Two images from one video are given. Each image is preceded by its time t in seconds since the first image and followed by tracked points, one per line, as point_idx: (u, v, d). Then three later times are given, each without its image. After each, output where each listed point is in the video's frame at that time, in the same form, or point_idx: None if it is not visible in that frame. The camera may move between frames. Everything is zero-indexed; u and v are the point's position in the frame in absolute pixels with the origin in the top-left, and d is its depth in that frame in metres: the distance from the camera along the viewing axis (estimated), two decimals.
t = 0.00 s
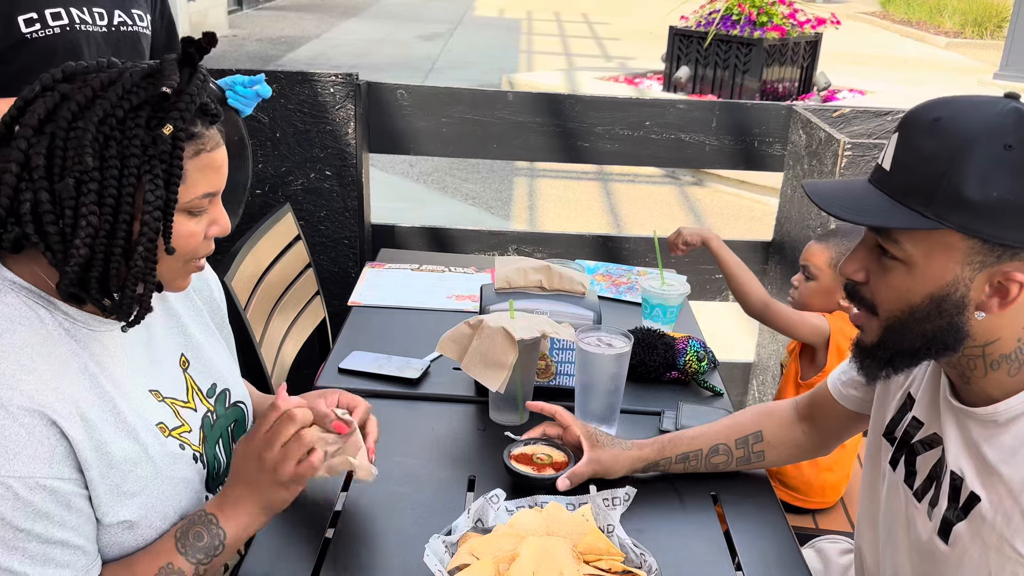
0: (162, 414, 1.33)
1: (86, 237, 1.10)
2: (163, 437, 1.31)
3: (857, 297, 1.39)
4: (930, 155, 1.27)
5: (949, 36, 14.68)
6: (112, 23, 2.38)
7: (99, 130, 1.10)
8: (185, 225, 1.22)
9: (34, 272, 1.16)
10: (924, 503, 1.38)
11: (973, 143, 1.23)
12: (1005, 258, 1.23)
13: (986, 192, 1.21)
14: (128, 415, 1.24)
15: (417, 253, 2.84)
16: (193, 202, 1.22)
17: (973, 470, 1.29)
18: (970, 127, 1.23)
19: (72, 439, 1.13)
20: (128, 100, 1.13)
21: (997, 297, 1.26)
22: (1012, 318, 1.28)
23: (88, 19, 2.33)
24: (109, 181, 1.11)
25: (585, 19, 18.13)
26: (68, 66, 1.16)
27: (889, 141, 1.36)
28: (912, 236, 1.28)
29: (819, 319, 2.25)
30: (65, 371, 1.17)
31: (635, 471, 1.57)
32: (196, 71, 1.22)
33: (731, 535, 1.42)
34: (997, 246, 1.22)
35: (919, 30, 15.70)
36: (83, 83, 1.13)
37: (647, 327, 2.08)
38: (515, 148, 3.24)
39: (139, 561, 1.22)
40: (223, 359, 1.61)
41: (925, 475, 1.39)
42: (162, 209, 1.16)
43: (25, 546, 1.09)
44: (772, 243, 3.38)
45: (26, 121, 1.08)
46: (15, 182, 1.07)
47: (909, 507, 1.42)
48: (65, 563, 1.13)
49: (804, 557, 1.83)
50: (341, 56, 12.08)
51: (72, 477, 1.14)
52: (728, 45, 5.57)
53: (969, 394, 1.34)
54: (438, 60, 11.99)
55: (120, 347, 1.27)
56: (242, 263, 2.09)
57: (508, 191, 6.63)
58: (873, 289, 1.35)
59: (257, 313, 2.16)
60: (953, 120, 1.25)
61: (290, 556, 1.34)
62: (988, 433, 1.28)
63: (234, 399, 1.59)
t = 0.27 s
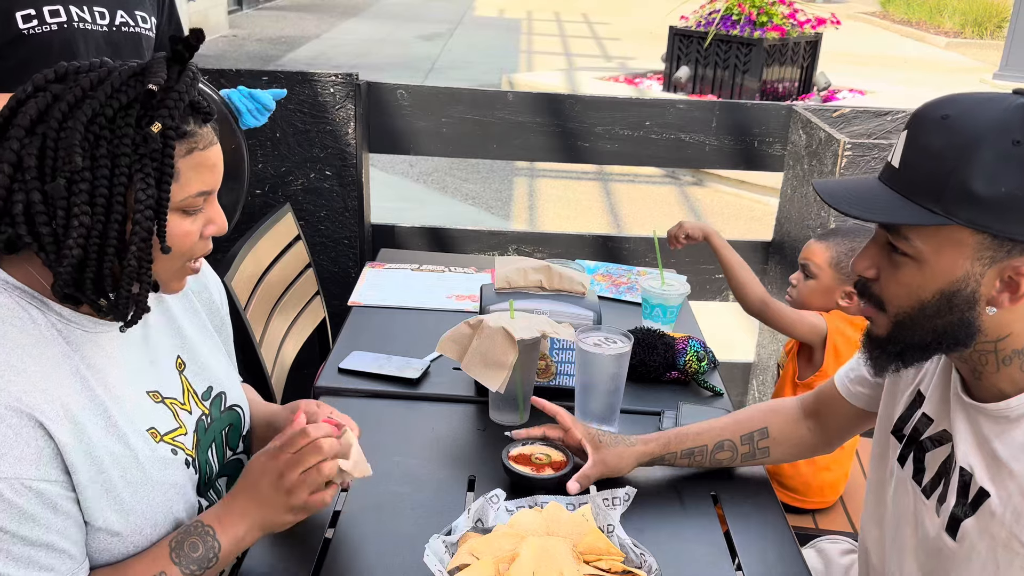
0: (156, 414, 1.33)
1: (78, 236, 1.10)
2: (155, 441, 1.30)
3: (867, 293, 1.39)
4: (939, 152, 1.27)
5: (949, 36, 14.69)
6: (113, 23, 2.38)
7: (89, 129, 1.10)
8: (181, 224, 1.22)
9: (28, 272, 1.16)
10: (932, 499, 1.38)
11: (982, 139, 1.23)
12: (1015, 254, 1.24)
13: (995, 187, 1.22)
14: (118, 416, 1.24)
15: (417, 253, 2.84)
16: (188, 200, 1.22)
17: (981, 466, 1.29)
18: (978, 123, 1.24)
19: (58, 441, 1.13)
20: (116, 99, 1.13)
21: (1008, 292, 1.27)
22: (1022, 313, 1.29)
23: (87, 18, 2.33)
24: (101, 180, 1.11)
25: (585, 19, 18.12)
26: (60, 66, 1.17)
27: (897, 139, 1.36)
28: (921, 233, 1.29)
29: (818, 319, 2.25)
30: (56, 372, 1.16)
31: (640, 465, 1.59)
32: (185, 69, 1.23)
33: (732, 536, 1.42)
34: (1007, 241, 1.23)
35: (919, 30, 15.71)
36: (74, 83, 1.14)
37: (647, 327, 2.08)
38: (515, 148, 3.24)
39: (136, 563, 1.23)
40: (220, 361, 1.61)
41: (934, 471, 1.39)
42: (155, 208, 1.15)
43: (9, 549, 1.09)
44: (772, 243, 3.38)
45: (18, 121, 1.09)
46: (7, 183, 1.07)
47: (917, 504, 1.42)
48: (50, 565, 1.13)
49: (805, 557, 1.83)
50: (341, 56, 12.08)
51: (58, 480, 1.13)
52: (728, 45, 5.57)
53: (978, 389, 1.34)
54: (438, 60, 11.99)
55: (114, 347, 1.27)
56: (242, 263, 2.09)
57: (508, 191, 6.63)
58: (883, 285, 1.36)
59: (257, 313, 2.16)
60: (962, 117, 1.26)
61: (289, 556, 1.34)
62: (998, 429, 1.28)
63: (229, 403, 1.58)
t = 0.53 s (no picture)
0: (155, 417, 1.33)
1: (77, 239, 1.10)
2: (152, 445, 1.30)
3: (883, 292, 1.40)
4: (953, 151, 1.27)
5: (949, 36, 14.69)
6: (114, 22, 2.38)
7: (88, 132, 1.10)
8: (179, 227, 1.22)
9: (26, 274, 1.16)
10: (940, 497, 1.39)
11: (997, 137, 1.22)
12: None
13: (1010, 186, 1.21)
14: (117, 419, 1.24)
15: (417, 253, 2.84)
16: (188, 203, 1.22)
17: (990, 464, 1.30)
18: (992, 122, 1.23)
19: (56, 444, 1.13)
20: (116, 103, 1.13)
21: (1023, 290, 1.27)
22: None
23: (87, 17, 2.32)
24: (101, 183, 1.11)
25: (585, 19, 18.12)
26: (59, 68, 1.17)
27: (912, 137, 1.36)
28: (935, 233, 1.29)
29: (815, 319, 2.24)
30: (54, 375, 1.16)
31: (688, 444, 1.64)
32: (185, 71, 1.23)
33: (732, 537, 1.42)
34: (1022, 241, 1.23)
35: (918, 31, 15.71)
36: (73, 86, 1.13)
37: (647, 327, 2.08)
38: (515, 148, 3.24)
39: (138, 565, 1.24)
40: (218, 362, 1.61)
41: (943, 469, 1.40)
42: (154, 211, 1.16)
43: (9, 552, 1.09)
44: (772, 243, 3.38)
45: (17, 123, 1.08)
46: (6, 186, 1.07)
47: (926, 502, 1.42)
48: (50, 567, 1.13)
49: (806, 557, 1.83)
50: (340, 56, 12.08)
51: (58, 483, 1.13)
52: (728, 45, 5.56)
53: (990, 388, 1.35)
54: (438, 60, 11.98)
55: (112, 351, 1.28)
56: (242, 263, 2.09)
57: (508, 191, 6.63)
58: (898, 284, 1.36)
59: (257, 313, 2.16)
60: (977, 116, 1.25)
61: (289, 556, 1.34)
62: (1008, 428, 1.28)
63: (227, 403, 1.58)
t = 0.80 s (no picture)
0: (157, 418, 1.33)
1: (81, 241, 1.10)
2: (155, 445, 1.30)
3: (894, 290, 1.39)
4: (966, 147, 1.27)
5: (949, 36, 14.69)
6: (112, 21, 2.39)
7: (93, 133, 1.10)
8: (181, 229, 1.22)
9: (29, 273, 1.16)
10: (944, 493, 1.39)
11: (1010, 134, 1.23)
12: None
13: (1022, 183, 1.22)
14: (120, 421, 1.24)
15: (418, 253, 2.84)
16: (190, 206, 1.22)
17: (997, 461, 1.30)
18: (1005, 120, 1.24)
19: (59, 444, 1.13)
20: (122, 104, 1.13)
21: None
22: None
23: (86, 16, 2.33)
24: (105, 185, 1.11)
25: (585, 19, 18.13)
26: (65, 68, 1.16)
27: (925, 134, 1.36)
28: (947, 229, 1.29)
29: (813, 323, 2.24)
30: (58, 375, 1.16)
31: (713, 430, 1.69)
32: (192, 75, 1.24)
33: (732, 538, 1.42)
34: None
35: (918, 31, 15.72)
36: (79, 86, 1.13)
37: (648, 327, 2.08)
38: (515, 148, 3.24)
39: (141, 565, 1.24)
40: (220, 363, 1.60)
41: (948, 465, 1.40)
42: (158, 214, 1.16)
43: (12, 552, 1.09)
44: (772, 243, 3.38)
45: (22, 124, 1.08)
46: (11, 186, 1.07)
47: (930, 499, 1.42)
48: (52, 567, 1.13)
49: (807, 556, 1.83)
50: (340, 56, 12.08)
51: (60, 483, 1.13)
52: (728, 45, 5.56)
53: (999, 386, 1.35)
54: (438, 60, 11.98)
55: (115, 352, 1.27)
56: (242, 263, 2.09)
57: (508, 191, 6.62)
58: (909, 281, 1.36)
59: (257, 313, 2.16)
60: (989, 113, 1.26)
61: (289, 556, 1.34)
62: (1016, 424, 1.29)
63: (228, 404, 1.58)
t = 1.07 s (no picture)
0: (159, 418, 1.33)
1: (86, 240, 1.10)
2: (158, 445, 1.30)
3: (899, 296, 1.38)
4: (970, 153, 1.27)
5: (949, 36, 14.69)
6: (108, 23, 2.38)
7: (98, 133, 1.11)
8: (185, 228, 1.22)
9: (33, 272, 1.16)
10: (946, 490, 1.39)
11: (1015, 141, 1.23)
12: None
13: None
14: (123, 420, 1.24)
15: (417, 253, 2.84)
16: (193, 205, 1.22)
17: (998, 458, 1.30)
18: (1007, 124, 1.23)
19: (63, 442, 1.13)
20: (127, 104, 1.14)
21: None
22: None
23: (83, 19, 2.33)
24: (110, 184, 1.11)
25: (585, 19, 18.13)
26: (70, 68, 1.16)
27: (925, 139, 1.36)
28: (952, 237, 1.28)
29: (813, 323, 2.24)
30: (61, 374, 1.17)
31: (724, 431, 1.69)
32: (195, 74, 1.24)
33: (732, 538, 1.42)
34: None
35: (918, 31, 15.72)
36: (84, 86, 1.14)
37: (648, 327, 2.08)
38: (515, 148, 3.24)
39: (145, 564, 1.24)
40: (223, 364, 1.61)
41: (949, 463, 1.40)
42: (162, 213, 1.16)
43: (15, 550, 1.08)
44: (771, 243, 3.38)
45: (26, 123, 1.08)
46: (15, 185, 1.07)
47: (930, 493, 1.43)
48: (56, 567, 1.12)
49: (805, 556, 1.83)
50: (340, 56, 12.08)
51: (63, 481, 1.13)
52: (728, 45, 5.56)
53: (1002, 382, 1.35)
54: (438, 60, 11.98)
55: (118, 351, 1.28)
56: (242, 263, 2.09)
57: (508, 191, 6.63)
58: (915, 287, 1.35)
59: (257, 313, 2.16)
60: (991, 118, 1.26)
61: (288, 555, 1.34)
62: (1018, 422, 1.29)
63: (230, 404, 1.58)
